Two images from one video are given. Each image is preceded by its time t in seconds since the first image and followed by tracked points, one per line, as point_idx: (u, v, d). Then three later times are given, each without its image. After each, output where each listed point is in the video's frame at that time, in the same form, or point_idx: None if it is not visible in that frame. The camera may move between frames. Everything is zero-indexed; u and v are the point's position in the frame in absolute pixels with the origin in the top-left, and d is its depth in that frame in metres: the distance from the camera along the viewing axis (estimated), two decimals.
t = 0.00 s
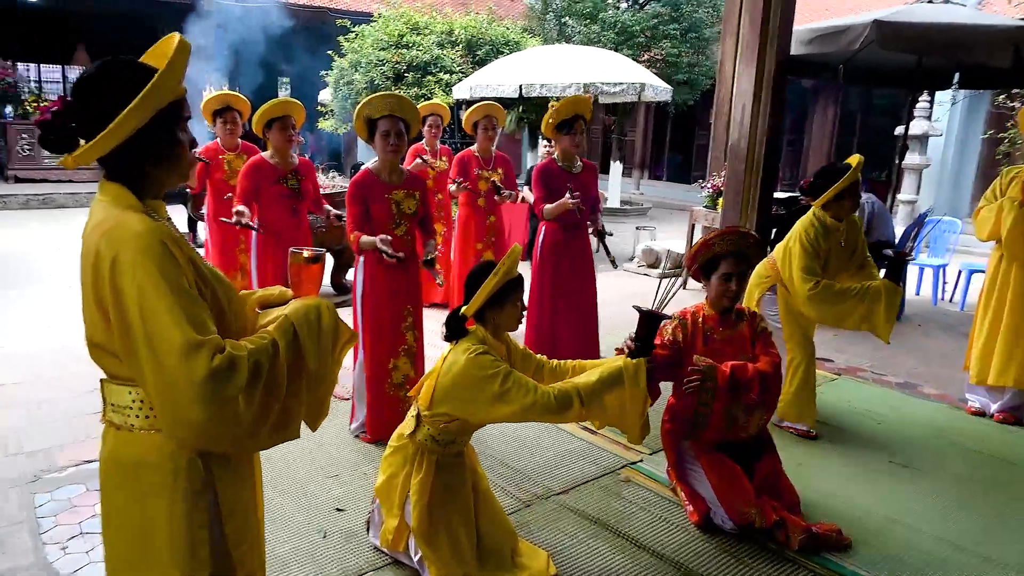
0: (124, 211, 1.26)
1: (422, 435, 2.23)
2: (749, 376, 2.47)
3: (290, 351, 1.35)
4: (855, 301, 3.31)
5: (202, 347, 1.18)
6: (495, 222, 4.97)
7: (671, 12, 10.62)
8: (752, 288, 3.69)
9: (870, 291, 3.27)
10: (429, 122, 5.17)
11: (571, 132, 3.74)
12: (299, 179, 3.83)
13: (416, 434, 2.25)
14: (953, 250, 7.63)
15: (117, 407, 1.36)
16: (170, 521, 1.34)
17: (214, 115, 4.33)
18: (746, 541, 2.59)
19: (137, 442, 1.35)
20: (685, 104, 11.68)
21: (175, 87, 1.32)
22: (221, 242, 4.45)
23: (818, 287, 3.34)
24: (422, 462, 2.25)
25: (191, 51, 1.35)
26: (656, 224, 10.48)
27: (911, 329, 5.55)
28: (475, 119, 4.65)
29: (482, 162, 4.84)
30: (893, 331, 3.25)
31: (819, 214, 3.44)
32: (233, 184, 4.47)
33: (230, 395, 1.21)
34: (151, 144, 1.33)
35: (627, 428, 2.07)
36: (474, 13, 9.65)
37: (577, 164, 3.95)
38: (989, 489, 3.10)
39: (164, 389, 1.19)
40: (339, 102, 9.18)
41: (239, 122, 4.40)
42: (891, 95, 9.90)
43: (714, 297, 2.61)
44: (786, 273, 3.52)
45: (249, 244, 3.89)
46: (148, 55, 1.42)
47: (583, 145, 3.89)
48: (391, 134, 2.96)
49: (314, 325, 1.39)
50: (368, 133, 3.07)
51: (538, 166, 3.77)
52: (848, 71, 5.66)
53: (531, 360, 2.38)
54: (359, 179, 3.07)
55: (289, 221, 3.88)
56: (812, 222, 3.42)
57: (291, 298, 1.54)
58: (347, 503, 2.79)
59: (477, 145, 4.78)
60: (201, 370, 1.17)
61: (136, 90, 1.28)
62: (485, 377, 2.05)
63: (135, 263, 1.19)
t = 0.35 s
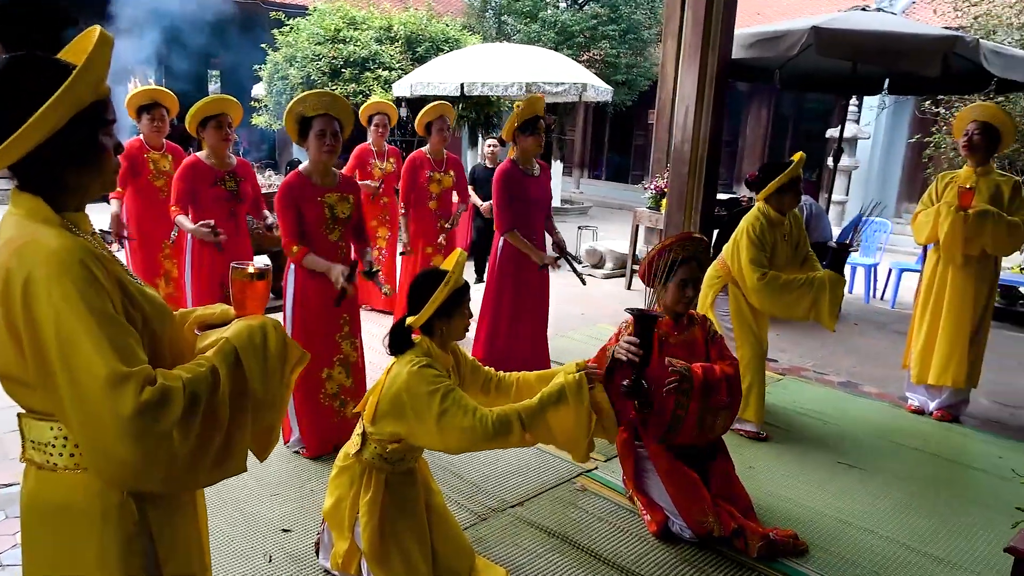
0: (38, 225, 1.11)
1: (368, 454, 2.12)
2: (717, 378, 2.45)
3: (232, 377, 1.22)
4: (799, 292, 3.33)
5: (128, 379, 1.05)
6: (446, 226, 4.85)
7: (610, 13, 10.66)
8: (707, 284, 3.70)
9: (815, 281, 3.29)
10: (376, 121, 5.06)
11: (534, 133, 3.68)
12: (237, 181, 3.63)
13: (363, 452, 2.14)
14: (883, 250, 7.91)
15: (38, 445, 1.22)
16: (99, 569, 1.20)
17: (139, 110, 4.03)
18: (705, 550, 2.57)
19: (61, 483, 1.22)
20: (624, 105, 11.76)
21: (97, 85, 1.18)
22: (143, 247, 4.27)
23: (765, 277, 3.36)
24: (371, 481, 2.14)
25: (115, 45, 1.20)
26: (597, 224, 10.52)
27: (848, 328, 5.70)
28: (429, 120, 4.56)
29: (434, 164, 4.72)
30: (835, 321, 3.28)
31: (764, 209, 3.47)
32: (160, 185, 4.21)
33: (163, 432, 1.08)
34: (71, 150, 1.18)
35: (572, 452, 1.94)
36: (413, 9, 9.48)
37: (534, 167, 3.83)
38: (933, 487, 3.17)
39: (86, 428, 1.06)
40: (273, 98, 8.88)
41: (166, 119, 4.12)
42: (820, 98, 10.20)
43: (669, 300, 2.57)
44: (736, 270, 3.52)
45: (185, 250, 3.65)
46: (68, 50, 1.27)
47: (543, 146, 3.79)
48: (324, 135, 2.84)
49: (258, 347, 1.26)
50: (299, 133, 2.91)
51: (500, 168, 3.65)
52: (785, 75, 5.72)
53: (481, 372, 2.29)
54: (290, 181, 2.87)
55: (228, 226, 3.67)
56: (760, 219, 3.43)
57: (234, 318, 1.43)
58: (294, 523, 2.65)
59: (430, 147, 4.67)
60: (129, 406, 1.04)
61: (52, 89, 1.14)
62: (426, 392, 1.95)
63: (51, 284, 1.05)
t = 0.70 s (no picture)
0: (19, 219, 1.06)
1: (349, 450, 2.10)
2: (732, 371, 2.53)
3: (222, 377, 1.17)
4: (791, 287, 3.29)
5: (112, 381, 1.00)
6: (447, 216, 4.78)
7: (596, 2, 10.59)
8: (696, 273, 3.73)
9: (805, 275, 3.24)
10: (370, 111, 5.00)
11: (535, 123, 3.71)
12: (231, 170, 3.57)
13: (343, 449, 2.13)
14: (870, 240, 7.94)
15: (25, 448, 1.19)
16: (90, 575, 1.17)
17: (112, 100, 3.97)
18: (700, 543, 2.56)
19: (48, 488, 1.18)
20: (610, 95, 11.72)
21: (84, 76, 1.13)
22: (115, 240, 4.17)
23: (757, 273, 3.34)
24: (355, 478, 2.11)
25: (102, 34, 1.15)
26: (585, 215, 10.49)
27: (836, 319, 5.72)
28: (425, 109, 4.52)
29: (431, 154, 4.68)
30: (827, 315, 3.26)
31: (759, 206, 3.47)
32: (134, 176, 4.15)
33: (150, 435, 1.03)
34: (55, 145, 1.14)
35: (513, 468, 1.86)
36: None
37: (535, 156, 3.88)
38: (925, 478, 3.19)
39: (69, 432, 1.01)
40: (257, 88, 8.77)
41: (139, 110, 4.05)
42: (806, 90, 10.23)
43: (666, 294, 2.53)
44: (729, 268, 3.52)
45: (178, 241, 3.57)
46: (54, 41, 1.22)
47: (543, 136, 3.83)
48: (313, 135, 2.79)
49: (250, 346, 1.21)
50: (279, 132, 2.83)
51: (504, 157, 3.74)
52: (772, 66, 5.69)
53: (467, 365, 2.23)
54: (269, 180, 2.86)
55: (222, 216, 3.58)
56: (752, 214, 3.43)
57: (227, 316, 1.38)
58: (286, 519, 2.61)
59: (427, 136, 4.63)
60: (113, 409, 1.00)
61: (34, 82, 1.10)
62: (375, 390, 1.92)
63: (30, 281, 0.99)
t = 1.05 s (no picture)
0: (18, 224, 1.04)
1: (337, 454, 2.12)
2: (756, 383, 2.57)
3: (223, 384, 1.14)
4: (787, 305, 3.19)
5: (108, 389, 0.98)
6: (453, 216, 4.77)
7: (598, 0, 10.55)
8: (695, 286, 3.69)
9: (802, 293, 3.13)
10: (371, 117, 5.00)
11: (540, 123, 3.68)
12: (235, 170, 3.56)
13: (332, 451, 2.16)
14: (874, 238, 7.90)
15: (28, 456, 1.17)
16: None
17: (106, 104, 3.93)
18: (709, 545, 2.54)
19: (52, 496, 1.16)
20: (612, 93, 11.68)
21: (90, 80, 1.11)
22: (116, 243, 4.15)
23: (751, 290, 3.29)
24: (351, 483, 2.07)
25: (110, 38, 1.14)
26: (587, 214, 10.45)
27: (841, 317, 5.69)
28: (428, 110, 4.47)
29: (436, 154, 4.70)
30: (827, 331, 3.10)
31: (753, 223, 3.51)
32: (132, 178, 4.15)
33: (146, 444, 1.01)
34: (57, 148, 1.12)
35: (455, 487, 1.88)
36: None
37: (540, 156, 3.86)
38: (934, 478, 3.16)
39: (67, 441, 0.99)
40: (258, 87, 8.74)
41: (134, 112, 4.04)
42: (808, 87, 10.20)
43: (680, 296, 2.50)
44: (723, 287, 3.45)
45: (181, 243, 3.55)
46: (60, 45, 1.20)
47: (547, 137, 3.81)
48: (320, 128, 2.77)
49: (251, 353, 1.18)
50: (283, 134, 2.79)
51: (511, 157, 3.69)
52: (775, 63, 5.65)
53: (456, 372, 2.22)
54: (275, 175, 2.79)
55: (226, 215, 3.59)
56: (746, 235, 3.44)
57: (229, 320, 1.36)
58: (290, 523, 2.59)
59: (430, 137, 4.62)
60: (109, 418, 0.97)
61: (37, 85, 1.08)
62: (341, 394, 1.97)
63: (25, 287, 0.97)
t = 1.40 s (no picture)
0: None
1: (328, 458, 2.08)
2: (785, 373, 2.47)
3: (209, 386, 1.09)
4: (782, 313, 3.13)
5: (85, 392, 0.93)
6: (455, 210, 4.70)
7: None
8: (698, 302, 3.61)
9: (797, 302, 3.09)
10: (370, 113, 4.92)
11: (542, 116, 3.61)
12: (230, 161, 3.51)
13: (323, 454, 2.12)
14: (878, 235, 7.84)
15: (10, 460, 1.11)
16: None
17: (104, 93, 3.85)
18: (714, 547, 2.49)
19: (36, 501, 1.11)
20: (614, 87, 11.61)
21: (69, 65, 1.05)
22: (115, 234, 4.09)
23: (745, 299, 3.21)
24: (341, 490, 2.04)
25: (92, 21, 1.07)
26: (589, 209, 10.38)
27: (846, 314, 5.63)
28: (431, 102, 4.41)
29: (439, 146, 4.63)
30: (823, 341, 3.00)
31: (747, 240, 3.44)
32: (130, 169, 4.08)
33: (128, 449, 0.96)
34: (36, 136, 1.06)
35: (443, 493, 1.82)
36: None
37: (544, 150, 3.80)
38: (943, 478, 3.11)
39: (45, 445, 0.94)
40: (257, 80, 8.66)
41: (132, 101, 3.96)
42: (811, 82, 10.12)
43: (699, 296, 2.43)
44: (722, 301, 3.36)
45: (176, 235, 3.51)
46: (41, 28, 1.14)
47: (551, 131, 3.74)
48: (323, 118, 2.73)
49: (241, 352, 1.12)
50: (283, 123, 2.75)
51: (512, 152, 3.62)
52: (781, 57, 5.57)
53: (446, 372, 2.16)
54: (276, 165, 2.72)
55: (222, 208, 3.53)
56: (744, 250, 3.37)
57: (221, 316, 1.32)
58: (288, 522, 2.54)
59: (433, 128, 4.54)
60: (87, 423, 0.92)
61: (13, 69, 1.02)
62: (325, 396, 1.93)
63: None
